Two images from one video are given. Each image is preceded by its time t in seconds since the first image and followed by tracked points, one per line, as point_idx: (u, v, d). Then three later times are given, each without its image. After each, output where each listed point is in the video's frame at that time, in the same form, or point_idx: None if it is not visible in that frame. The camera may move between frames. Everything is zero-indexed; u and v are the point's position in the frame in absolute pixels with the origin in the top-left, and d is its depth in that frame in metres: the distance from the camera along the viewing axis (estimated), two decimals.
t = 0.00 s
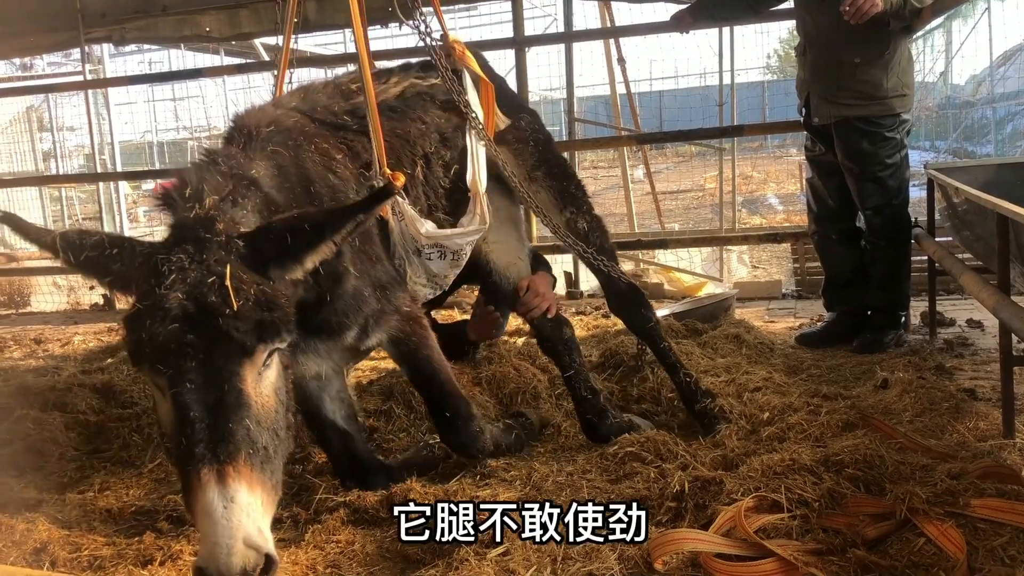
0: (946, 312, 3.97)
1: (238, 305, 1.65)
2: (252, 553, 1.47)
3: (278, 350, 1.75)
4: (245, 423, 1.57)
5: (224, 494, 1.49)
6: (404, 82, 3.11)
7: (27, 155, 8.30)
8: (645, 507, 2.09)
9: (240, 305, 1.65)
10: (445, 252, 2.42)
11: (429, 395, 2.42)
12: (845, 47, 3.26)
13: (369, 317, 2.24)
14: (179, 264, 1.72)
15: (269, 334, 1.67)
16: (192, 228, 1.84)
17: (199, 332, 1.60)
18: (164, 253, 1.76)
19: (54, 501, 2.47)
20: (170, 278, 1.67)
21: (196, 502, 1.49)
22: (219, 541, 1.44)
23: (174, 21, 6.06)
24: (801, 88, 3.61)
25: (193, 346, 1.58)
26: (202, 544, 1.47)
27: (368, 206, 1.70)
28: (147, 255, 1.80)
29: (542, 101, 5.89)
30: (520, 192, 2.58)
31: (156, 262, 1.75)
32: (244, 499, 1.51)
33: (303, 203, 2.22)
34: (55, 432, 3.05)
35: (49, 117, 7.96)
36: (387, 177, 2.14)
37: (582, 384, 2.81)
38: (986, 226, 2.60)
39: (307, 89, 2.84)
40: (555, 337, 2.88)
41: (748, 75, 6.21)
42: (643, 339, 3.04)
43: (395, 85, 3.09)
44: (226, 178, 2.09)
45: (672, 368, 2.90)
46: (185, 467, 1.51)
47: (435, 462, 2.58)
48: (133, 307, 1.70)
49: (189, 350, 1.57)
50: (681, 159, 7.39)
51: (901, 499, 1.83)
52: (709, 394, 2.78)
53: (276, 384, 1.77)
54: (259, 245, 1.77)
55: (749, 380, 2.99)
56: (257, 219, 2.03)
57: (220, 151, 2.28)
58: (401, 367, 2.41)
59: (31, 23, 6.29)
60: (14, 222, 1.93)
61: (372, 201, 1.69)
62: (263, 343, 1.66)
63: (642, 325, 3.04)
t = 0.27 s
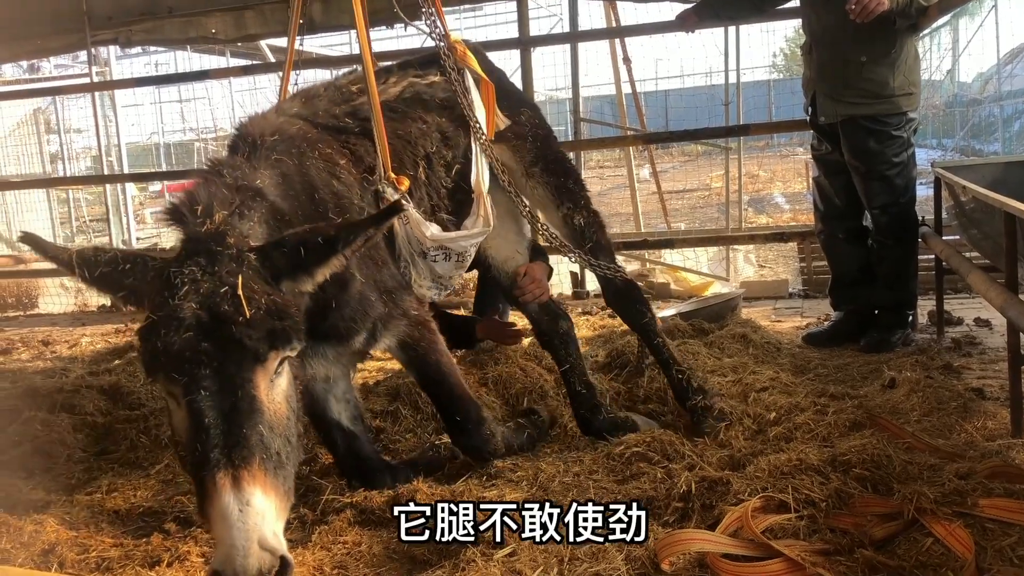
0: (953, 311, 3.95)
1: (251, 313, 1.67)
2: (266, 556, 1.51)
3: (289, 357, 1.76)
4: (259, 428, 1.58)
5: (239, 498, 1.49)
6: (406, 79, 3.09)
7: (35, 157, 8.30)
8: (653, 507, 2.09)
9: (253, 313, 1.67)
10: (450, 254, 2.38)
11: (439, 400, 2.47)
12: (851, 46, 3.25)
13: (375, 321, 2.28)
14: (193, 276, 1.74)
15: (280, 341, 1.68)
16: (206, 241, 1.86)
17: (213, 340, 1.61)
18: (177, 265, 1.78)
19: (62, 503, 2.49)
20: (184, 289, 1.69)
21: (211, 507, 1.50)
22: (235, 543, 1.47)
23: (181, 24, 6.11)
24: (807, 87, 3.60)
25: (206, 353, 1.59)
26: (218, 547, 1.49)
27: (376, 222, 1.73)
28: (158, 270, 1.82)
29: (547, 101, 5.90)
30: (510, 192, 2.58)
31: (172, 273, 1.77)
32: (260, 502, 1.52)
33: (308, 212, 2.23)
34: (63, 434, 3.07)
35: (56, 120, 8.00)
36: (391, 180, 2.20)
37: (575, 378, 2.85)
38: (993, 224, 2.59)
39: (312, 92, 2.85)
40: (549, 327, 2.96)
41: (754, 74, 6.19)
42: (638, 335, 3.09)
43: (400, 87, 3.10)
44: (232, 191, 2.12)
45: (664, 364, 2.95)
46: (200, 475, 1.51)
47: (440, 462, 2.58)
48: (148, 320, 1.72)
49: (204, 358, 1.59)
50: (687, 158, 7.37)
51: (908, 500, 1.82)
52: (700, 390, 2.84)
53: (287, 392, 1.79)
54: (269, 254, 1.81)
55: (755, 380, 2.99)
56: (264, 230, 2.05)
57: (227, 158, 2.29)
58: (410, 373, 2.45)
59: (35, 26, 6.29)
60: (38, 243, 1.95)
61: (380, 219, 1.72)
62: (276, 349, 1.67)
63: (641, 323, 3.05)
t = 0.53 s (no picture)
0: (959, 309, 3.94)
1: (257, 311, 1.68)
2: (274, 547, 1.49)
3: (294, 356, 1.79)
4: (265, 423, 1.60)
5: (246, 489, 1.50)
6: (407, 79, 3.08)
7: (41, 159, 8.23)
8: (658, 506, 2.09)
9: (258, 312, 1.68)
10: (459, 255, 2.44)
11: (463, 400, 2.49)
12: (855, 43, 3.25)
13: (394, 325, 2.29)
14: (200, 277, 1.75)
15: (286, 339, 1.70)
16: (213, 244, 1.86)
17: (221, 338, 1.63)
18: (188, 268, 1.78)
19: (68, 504, 2.50)
20: (191, 290, 1.71)
21: (218, 500, 1.50)
22: (243, 535, 1.46)
23: (185, 24, 6.12)
24: (811, 84, 3.59)
25: (214, 352, 1.61)
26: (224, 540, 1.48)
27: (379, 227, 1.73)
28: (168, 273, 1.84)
29: (551, 100, 5.90)
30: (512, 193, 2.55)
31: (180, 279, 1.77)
32: (266, 495, 1.52)
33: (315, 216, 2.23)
34: (69, 435, 3.08)
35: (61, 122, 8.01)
36: (403, 185, 2.22)
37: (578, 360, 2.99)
38: (999, 221, 2.58)
39: (315, 94, 2.86)
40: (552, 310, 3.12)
41: (758, 72, 6.18)
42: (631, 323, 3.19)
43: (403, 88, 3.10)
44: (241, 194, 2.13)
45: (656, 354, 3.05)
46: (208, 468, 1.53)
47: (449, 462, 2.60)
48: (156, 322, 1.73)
49: (211, 355, 1.60)
50: (691, 157, 7.35)
51: (915, 498, 1.82)
52: (689, 380, 2.97)
53: (293, 389, 1.80)
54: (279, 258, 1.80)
55: (760, 378, 2.98)
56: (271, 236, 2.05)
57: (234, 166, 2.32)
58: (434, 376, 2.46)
59: (38, 26, 6.29)
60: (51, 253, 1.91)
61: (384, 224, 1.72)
62: (280, 347, 1.69)
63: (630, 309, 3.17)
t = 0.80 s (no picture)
0: (961, 305, 3.93)
1: (264, 302, 1.78)
2: (287, 530, 1.63)
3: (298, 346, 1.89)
4: (276, 410, 1.71)
5: (259, 477, 1.61)
6: (411, 77, 3.05)
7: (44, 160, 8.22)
8: (660, 504, 2.08)
9: (265, 302, 1.78)
10: (464, 257, 2.48)
11: (474, 409, 2.49)
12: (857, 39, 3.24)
13: (402, 336, 2.27)
14: (202, 269, 1.82)
15: (291, 330, 1.81)
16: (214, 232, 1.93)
17: (230, 329, 1.73)
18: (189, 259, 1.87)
19: (71, 503, 2.51)
20: (196, 282, 1.78)
21: (231, 487, 1.61)
22: (258, 520, 1.58)
23: (186, 25, 6.12)
24: (813, 81, 3.58)
25: (224, 342, 1.71)
26: (238, 524, 1.60)
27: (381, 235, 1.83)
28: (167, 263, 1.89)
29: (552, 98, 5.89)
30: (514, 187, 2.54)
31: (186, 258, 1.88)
32: (277, 481, 1.64)
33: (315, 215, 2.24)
34: (72, 435, 3.09)
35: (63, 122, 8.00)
36: (409, 189, 2.33)
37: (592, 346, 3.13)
38: (1001, 217, 2.57)
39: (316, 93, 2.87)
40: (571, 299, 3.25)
41: (759, 69, 6.17)
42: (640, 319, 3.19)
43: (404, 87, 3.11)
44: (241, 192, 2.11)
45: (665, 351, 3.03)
46: (220, 454, 1.63)
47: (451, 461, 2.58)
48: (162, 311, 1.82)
49: (220, 347, 1.70)
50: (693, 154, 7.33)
51: (918, 494, 1.81)
52: (699, 378, 2.92)
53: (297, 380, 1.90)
54: (285, 249, 1.91)
55: (762, 376, 2.98)
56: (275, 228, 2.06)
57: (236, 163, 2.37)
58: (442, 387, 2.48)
59: (35, 28, 6.22)
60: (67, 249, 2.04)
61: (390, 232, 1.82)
62: (287, 339, 1.80)
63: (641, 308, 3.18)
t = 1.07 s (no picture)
0: (962, 302, 3.93)
1: (249, 296, 1.77)
2: (281, 523, 1.66)
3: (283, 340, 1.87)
4: (264, 404, 1.71)
5: (252, 471, 1.63)
6: (410, 72, 3.04)
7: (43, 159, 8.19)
8: (660, 501, 2.08)
9: (250, 296, 1.77)
10: (473, 253, 2.51)
11: (486, 412, 2.48)
12: (857, 36, 3.23)
13: (404, 343, 2.26)
14: (184, 265, 1.79)
15: (276, 324, 1.79)
16: (195, 228, 1.91)
17: (216, 326, 1.71)
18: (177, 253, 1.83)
19: (71, 502, 2.51)
20: (179, 277, 1.76)
21: (223, 481, 1.63)
22: (251, 513, 1.61)
23: (186, 22, 6.10)
24: (813, 78, 3.57)
25: (210, 338, 1.69)
26: (232, 518, 1.62)
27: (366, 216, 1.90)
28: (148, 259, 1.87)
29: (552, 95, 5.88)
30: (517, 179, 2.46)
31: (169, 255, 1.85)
32: (269, 474, 1.66)
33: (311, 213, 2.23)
34: (72, 433, 3.09)
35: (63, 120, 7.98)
36: (413, 190, 2.29)
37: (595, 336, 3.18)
38: (1002, 213, 2.56)
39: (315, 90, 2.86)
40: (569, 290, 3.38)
41: (759, 66, 6.16)
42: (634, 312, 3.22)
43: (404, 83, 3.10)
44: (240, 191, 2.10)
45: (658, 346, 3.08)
46: (211, 448, 1.64)
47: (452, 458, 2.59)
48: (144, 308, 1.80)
49: (207, 344, 1.69)
50: (693, 151, 7.32)
51: (918, 491, 1.80)
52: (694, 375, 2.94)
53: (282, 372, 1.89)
54: (263, 241, 1.86)
55: (762, 373, 2.97)
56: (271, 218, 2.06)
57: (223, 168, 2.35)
58: (451, 392, 2.46)
59: (34, 25, 6.19)
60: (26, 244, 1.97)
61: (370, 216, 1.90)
62: (273, 333, 1.79)
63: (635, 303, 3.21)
